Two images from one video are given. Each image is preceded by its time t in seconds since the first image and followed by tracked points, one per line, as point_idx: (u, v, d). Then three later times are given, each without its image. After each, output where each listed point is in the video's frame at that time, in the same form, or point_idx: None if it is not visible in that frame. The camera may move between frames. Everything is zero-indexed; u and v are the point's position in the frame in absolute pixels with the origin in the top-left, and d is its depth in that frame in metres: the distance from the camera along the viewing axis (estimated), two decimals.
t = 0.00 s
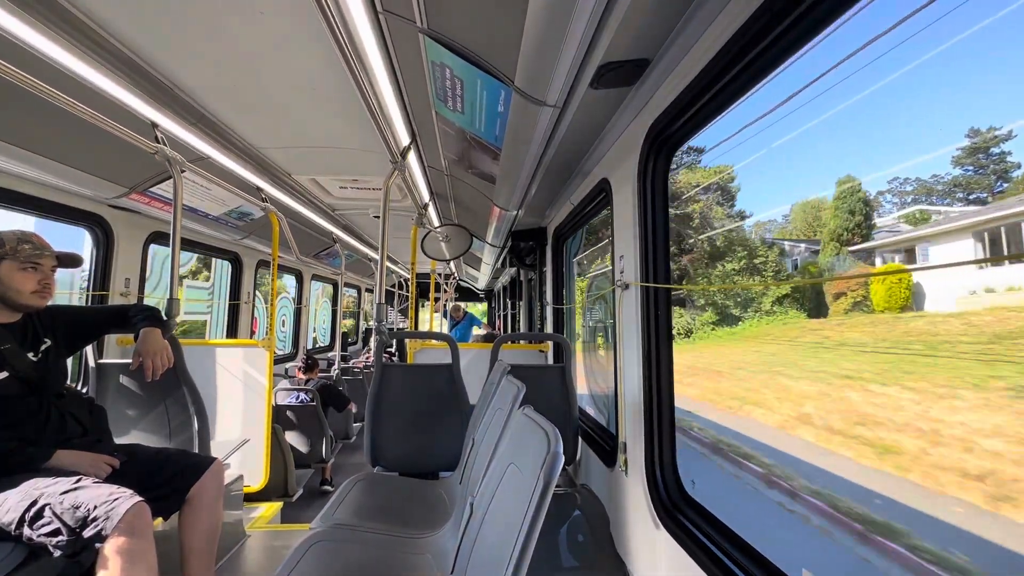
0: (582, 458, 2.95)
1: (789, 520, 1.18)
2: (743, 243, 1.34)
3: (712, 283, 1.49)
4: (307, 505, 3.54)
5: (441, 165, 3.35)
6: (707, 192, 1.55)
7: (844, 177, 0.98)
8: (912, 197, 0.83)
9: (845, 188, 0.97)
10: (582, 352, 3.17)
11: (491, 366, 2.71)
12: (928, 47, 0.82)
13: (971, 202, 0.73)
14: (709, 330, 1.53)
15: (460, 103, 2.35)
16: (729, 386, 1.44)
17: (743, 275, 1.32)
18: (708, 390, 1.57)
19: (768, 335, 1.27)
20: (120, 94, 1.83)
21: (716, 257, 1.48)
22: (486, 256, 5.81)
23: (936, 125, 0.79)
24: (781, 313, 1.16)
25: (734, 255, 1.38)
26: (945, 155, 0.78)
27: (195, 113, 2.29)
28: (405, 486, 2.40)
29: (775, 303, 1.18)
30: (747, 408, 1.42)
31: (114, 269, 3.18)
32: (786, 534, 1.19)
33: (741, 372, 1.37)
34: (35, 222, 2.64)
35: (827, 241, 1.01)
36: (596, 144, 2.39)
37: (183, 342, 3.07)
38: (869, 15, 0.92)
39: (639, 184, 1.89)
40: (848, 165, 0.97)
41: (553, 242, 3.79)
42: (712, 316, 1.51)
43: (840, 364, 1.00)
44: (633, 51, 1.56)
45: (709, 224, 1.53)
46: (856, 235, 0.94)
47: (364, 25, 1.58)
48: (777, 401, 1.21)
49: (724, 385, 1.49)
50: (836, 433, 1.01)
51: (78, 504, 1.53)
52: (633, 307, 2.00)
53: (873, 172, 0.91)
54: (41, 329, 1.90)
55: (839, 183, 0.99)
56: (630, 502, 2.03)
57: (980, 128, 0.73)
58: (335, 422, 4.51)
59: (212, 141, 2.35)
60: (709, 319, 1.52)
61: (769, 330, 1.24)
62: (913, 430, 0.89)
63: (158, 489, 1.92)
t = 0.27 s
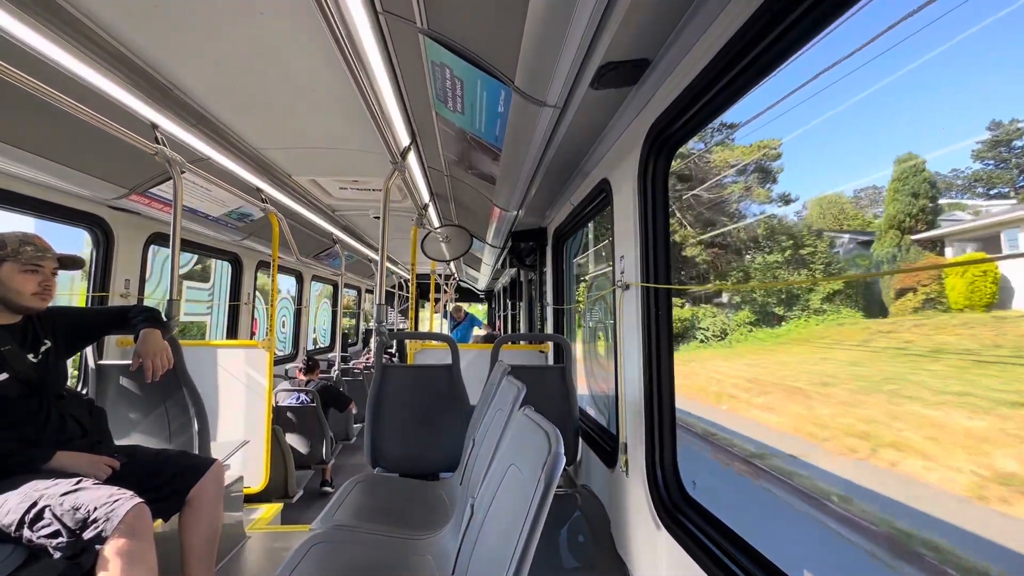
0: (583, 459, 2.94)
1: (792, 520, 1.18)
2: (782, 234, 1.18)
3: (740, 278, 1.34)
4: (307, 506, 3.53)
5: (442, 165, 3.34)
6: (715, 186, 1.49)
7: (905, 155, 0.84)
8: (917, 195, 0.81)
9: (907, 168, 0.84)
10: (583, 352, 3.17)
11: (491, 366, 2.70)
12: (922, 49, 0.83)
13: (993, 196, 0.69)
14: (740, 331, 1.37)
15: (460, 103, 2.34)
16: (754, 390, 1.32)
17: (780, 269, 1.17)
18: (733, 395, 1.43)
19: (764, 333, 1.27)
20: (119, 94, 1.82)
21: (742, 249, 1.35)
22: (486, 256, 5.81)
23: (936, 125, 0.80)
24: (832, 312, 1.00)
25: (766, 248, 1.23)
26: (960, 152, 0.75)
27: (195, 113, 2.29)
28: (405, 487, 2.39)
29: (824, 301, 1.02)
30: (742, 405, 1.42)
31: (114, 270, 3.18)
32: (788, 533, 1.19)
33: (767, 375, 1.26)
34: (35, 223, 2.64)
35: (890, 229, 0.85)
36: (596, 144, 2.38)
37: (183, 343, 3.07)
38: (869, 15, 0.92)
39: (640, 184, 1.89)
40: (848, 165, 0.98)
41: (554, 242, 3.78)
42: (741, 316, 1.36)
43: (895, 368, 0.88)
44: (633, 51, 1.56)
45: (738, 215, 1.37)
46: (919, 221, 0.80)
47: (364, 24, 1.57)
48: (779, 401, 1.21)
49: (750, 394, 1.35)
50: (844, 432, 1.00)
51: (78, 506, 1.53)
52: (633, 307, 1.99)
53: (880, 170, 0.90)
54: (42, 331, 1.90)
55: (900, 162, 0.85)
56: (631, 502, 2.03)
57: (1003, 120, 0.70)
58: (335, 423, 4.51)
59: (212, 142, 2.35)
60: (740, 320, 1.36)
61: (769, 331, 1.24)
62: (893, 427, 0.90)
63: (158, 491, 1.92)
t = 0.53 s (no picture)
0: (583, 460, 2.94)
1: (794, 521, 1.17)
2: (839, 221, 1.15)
3: (790, 275, 1.29)
4: (308, 507, 3.53)
5: (441, 166, 3.34)
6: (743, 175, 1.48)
7: (984, 124, 0.83)
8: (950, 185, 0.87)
9: (990, 135, 0.81)
10: (583, 352, 3.16)
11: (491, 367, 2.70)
12: (940, 44, 0.89)
13: None
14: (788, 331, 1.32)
15: (459, 104, 2.34)
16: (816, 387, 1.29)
17: (839, 262, 1.13)
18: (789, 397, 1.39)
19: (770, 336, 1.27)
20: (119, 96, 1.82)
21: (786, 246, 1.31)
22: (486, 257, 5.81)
23: (961, 112, 0.87)
24: (904, 311, 0.98)
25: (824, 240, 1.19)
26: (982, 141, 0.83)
27: (195, 115, 2.29)
28: (406, 488, 2.39)
29: (891, 298, 1.01)
30: (781, 402, 1.42)
31: (114, 272, 3.18)
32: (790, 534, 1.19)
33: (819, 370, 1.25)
34: (35, 225, 2.64)
35: (967, 212, 0.83)
36: (596, 145, 2.38)
37: (183, 344, 3.07)
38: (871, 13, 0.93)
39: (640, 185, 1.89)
40: (874, 153, 1.04)
41: (554, 242, 3.78)
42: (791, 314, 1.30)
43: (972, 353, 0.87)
44: (633, 52, 1.56)
45: (779, 204, 1.34)
46: (1006, 202, 0.77)
47: (364, 26, 1.58)
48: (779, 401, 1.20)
49: (810, 393, 1.31)
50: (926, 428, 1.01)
51: (79, 508, 1.53)
52: (633, 308, 1.99)
53: (920, 158, 0.96)
54: (42, 333, 1.90)
55: (980, 132, 0.84)
56: (631, 502, 2.03)
57: None
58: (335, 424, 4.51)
59: (212, 143, 2.35)
60: (787, 320, 1.32)
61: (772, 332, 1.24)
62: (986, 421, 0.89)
63: (158, 492, 1.92)
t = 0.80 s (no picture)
0: (584, 460, 2.94)
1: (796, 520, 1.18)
2: (917, 204, 0.95)
3: (851, 268, 1.09)
4: (309, 508, 3.53)
5: (442, 167, 3.34)
6: (773, 163, 1.36)
7: None
8: (973, 181, 0.83)
9: None
10: (584, 352, 3.16)
11: (492, 367, 2.70)
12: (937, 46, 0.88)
13: None
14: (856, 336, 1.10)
15: (460, 104, 2.34)
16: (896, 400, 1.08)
17: (920, 249, 0.92)
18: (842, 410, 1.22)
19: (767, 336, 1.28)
20: (120, 97, 1.83)
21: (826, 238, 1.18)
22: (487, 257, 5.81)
23: (990, 98, 0.80)
24: (1006, 308, 0.78)
25: (892, 229, 1.00)
26: (1020, 129, 0.77)
27: (196, 115, 2.28)
28: (406, 488, 2.39)
29: (987, 294, 0.80)
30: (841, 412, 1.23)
31: (115, 272, 3.18)
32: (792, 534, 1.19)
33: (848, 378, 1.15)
34: (37, 225, 2.65)
35: None
36: (597, 144, 2.38)
37: (183, 344, 3.08)
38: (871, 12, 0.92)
39: (642, 184, 1.88)
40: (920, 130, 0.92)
41: (554, 242, 3.78)
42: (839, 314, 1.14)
43: (989, 358, 0.84)
44: (634, 53, 1.56)
45: (842, 182, 1.14)
46: None
47: (365, 26, 1.58)
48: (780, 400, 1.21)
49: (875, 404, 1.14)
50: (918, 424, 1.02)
51: (80, 508, 1.53)
52: (634, 307, 1.99)
53: (948, 143, 0.88)
54: (43, 333, 1.90)
55: None
56: (632, 502, 2.03)
57: None
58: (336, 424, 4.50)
59: (213, 143, 2.36)
60: (853, 320, 1.10)
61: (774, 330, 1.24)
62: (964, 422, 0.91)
63: (159, 493, 1.92)
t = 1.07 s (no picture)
0: (584, 460, 2.94)
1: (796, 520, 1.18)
2: None
3: (944, 258, 0.90)
4: (309, 507, 3.54)
5: (443, 167, 3.35)
6: (795, 154, 1.29)
7: None
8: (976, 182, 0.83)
9: None
10: (585, 352, 3.16)
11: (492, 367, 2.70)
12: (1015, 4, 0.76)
13: None
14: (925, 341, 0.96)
15: (460, 104, 2.35)
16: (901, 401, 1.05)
17: None
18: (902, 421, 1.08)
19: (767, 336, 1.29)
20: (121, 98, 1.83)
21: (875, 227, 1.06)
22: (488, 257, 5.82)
23: None
24: None
25: (972, 214, 0.86)
26: None
27: (197, 115, 2.29)
28: (407, 488, 2.39)
29: None
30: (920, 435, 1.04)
31: (116, 272, 3.19)
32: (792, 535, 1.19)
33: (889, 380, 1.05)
34: (38, 225, 2.65)
35: None
36: (598, 144, 2.38)
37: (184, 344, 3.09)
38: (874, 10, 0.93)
39: (642, 184, 1.88)
40: None
41: (555, 242, 3.78)
42: (901, 305, 1.01)
43: (1002, 354, 0.82)
44: (634, 53, 1.56)
45: (938, 145, 0.92)
46: None
47: (363, 23, 1.59)
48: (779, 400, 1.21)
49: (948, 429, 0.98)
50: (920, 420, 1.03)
51: (81, 507, 1.54)
52: (634, 307, 1.99)
53: None
54: (45, 333, 1.91)
55: None
56: (632, 503, 2.04)
57: None
58: (336, 424, 4.51)
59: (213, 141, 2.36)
60: (954, 321, 0.90)
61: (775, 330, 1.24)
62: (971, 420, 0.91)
63: (159, 492, 1.92)
